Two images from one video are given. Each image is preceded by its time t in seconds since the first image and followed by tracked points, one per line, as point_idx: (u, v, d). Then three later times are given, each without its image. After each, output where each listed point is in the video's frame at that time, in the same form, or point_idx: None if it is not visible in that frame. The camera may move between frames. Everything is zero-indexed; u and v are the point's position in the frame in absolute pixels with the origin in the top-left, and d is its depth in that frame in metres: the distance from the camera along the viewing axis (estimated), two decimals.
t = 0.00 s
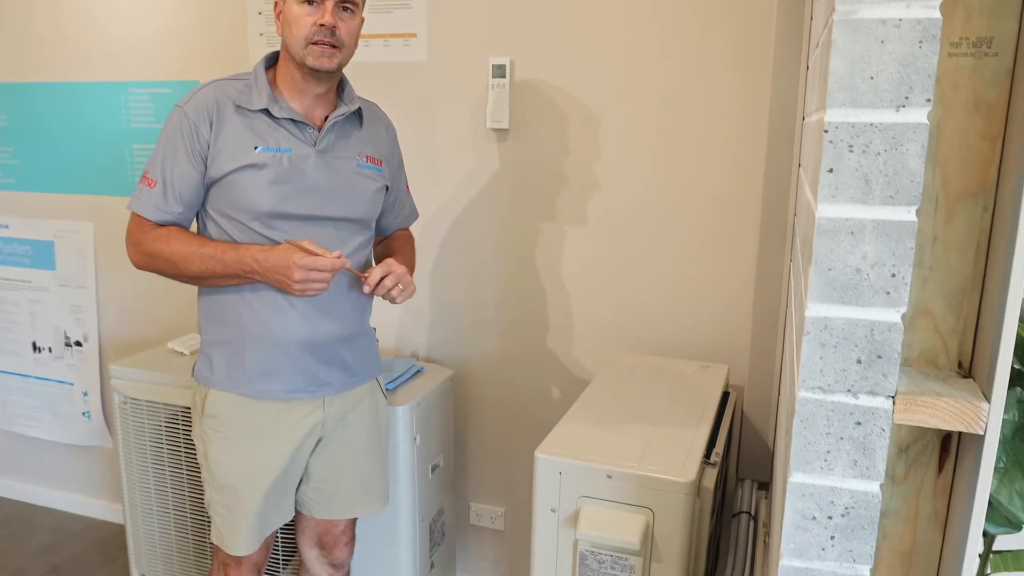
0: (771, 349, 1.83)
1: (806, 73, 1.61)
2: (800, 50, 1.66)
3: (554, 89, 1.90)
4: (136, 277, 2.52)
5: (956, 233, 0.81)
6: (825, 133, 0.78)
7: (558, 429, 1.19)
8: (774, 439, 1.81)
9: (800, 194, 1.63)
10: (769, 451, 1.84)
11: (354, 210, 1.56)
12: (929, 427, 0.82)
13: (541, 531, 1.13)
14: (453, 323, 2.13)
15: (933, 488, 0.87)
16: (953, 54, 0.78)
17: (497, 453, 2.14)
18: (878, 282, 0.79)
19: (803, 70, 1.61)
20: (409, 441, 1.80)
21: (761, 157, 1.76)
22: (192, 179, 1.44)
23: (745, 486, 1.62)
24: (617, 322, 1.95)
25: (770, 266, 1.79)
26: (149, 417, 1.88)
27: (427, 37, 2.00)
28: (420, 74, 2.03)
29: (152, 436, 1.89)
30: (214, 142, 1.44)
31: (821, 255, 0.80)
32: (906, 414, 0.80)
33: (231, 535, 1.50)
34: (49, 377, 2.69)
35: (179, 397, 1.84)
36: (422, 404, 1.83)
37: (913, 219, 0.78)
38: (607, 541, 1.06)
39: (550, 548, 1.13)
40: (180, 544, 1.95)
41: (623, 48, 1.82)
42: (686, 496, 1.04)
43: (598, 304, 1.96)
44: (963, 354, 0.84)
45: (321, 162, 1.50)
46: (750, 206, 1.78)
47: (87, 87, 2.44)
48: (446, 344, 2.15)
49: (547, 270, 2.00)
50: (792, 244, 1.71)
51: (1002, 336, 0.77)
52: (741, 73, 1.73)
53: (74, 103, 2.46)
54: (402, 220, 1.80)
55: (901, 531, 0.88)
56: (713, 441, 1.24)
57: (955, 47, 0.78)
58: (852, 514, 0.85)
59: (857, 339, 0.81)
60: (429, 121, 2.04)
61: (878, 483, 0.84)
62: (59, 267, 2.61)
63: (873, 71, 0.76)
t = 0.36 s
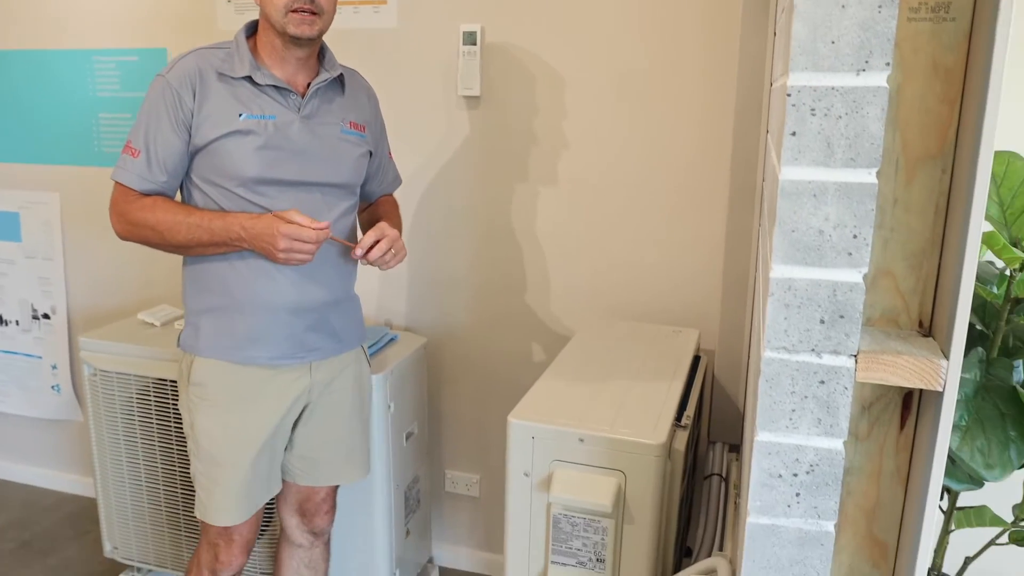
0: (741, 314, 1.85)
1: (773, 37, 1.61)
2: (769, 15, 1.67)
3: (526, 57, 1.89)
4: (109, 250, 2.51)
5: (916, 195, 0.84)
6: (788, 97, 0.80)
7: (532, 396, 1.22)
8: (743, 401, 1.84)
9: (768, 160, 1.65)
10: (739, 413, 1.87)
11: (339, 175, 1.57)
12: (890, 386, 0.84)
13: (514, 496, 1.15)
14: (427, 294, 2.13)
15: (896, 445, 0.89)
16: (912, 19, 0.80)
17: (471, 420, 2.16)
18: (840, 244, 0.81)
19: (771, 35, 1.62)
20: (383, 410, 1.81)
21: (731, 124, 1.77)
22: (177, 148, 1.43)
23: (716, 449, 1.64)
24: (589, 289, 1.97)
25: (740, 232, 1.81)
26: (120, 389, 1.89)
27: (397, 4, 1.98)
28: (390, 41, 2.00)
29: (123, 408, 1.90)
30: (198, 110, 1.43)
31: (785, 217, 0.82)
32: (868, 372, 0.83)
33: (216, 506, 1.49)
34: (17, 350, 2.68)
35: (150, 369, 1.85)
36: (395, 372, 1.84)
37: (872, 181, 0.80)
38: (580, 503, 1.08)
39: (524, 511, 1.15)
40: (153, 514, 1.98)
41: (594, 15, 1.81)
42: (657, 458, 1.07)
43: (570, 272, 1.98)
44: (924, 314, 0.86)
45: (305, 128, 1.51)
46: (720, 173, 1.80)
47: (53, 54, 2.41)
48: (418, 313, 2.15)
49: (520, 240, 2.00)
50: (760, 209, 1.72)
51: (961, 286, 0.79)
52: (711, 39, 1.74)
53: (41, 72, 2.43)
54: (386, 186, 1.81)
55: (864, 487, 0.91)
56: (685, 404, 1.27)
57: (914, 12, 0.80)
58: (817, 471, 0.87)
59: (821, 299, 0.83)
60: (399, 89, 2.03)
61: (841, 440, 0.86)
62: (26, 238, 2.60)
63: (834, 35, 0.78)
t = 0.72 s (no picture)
0: (713, 290, 1.87)
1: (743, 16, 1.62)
2: None
3: (501, 37, 1.89)
4: (85, 232, 2.50)
5: (880, 172, 0.85)
6: (755, 76, 0.81)
7: (506, 372, 1.23)
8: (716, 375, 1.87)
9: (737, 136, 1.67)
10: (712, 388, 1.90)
11: (324, 155, 1.57)
12: (857, 359, 0.86)
13: (490, 472, 1.17)
14: (403, 273, 2.13)
15: (863, 418, 0.91)
16: None
17: (449, 399, 2.18)
18: (806, 219, 0.83)
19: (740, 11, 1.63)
20: (360, 386, 1.81)
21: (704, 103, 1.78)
22: (162, 127, 1.43)
23: (689, 424, 1.66)
24: (565, 268, 1.99)
25: (712, 209, 1.83)
26: (95, 369, 1.89)
27: None
28: (366, 21, 2.00)
29: (99, 389, 1.90)
30: (184, 89, 1.43)
31: (752, 194, 0.84)
32: (835, 345, 0.84)
33: (201, 485, 1.49)
34: None
35: (126, 348, 1.85)
36: (371, 351, 1.85)
37: (837, 157, 0.81)
38: (554, 477, 1.10)
39: (501, 490, 1.17)
40: (130, 494, 1.99)
41: None
42: (631, 433, 1.09)
43: (547, 251, 1.99)
44: (889, 289, 0.88)
45: (290, 108, 1.51)
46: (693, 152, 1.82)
47: (24, 33, 2.39)
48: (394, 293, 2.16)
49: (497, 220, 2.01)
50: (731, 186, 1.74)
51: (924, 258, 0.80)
52: (684, 18, 1.75)
53: (14, 51, 2.42)
54: (369, 166, 1.82)
55: (833, 460, 0.93)
56: (659, 379, 1.29)
57: None
58: (786, 444, 0.89)
59: (788, 275, 0.85)
60: (374, 68, 2.02)
61: (809, 413, 0.88)
62: None
63: (799, 15, 0.79)
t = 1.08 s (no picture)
0: (694, 283, 1.89)
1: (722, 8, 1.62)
2: None
3: (481, 30, 1.89)
4: (66, 226, 2.47)
5: (859, 164, 0.86)
6: (736, 69, 0.82)
7: (488, 364, 1.24)
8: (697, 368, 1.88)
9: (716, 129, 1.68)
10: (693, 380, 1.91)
11: (299, 150, 1.57)
12: (837, 349, 0.88)
13: (473, 464, 1.18)
14: (386, 268, 2.13)
15: (843, 408, 0.92)
16: None
17: (432, 394, 2.18)
18: (787, 212, 0.84)
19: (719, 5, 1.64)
20: (343, 380, 1.80)
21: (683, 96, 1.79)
22: (136, 126, 1.41)
23: (670, 416, 1.67)
24: (546, 261, 1.99)
25: (692, 202, 1.84)
26: (77, 365, 1.88)
27: None
28: (346, 14, 1.99)
29: (81, 385, 1.89)
30: (157, 87, 1.41)
31: (734, 187, 0.84)
32: (815, 336, 0.86)
33: (184, 488, 1.49)
34: None
35: (108, 343, 1.84)
36: (354, 344, 1.84)
37: (818, 150, 0.82)
38: (537, 469, 1.11)
39: (484, 481, 1.17)
40: (113, 490, 1.97)
41: None
42: (612, 425, 1.10)
43: (529, 244, 1.99)
44: (868, 280, 0.89)
45: (265, 103, 1.50)
46: (674, 145, 1.82)
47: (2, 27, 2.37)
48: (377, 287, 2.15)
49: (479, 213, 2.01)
50: (710, 178, 1.75)
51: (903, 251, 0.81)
52: (663, 11, 1.75)
53: None
54: (340, 160, 1.81)
55: (814, 449, 0.94)
56: (640, 371, 1.29)
57: None
58: (767, 433, 0.90)
59: (769, 266, 0.86)
60: (355, 61, 2.01)
61: (789, 403, 0.89)
62: None
63: (779, 8, 0.80)
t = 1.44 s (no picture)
0: (680, 294, 1.89)
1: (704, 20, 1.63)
2: None
3: (466, 41, 1.89)
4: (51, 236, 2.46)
5: (843, 177, 0.87)
6: (720, 84, 0.82)
7: (474, 376, 1.23)
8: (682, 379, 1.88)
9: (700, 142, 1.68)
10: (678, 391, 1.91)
11: (258, 166, 1.50)
12: (821, 361, 0.88)
13: (460, 477, 1.17)
14: (372, 279, 2.12)
15: (828, 421, 0.93)
16: (837, 7, 0.83)
17: (418, 405, 2.17)
18: (771, 225, 0.84)
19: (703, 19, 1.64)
20: (328, 393, 1.79)
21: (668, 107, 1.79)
22: (84, 152, 1.29)
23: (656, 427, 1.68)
24: (532, 272, 1.99)
25: (677, 214, 1.84)
26: (62, 377, 1.86)
27: None
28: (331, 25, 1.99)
29: (66, 397, 1.87)
30: (106, 109, 1.30)
31: (718, 201, 0.85)
32: (800, 349, 0.86)
33: (152, 531, 1.44)
34: None
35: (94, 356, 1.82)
36: (341, 356, 1.82)
37: (802, 164, 0.83)
38: (524, 482, 1.11)
39: (470, 495, 1.17)
40: (98, 503, 1.95)
41: None
42: (599, 437, 1.10)
43: (515, 255, 1.99)
44: (853, 292, 0.89)
45: (221, 120, 1.42)
46: (659, 157, 1.83)
47: None
48: (364, 298, 2.15)
49: (465, 224, 2.01)
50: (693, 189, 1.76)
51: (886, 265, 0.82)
52: (648, 23, 1.76)
53: None
54: (293, 170, 1.74)
55: (799, 462, 0.95)
56: (626, 382, 1.29)
57: None
58: (753, 447, 0.90)
59: (754, 279, 0.86)
60: (342, 73, 2.01)
61: (775, 416, 0.89)
62: None
63: (762, 24, 0.80)
